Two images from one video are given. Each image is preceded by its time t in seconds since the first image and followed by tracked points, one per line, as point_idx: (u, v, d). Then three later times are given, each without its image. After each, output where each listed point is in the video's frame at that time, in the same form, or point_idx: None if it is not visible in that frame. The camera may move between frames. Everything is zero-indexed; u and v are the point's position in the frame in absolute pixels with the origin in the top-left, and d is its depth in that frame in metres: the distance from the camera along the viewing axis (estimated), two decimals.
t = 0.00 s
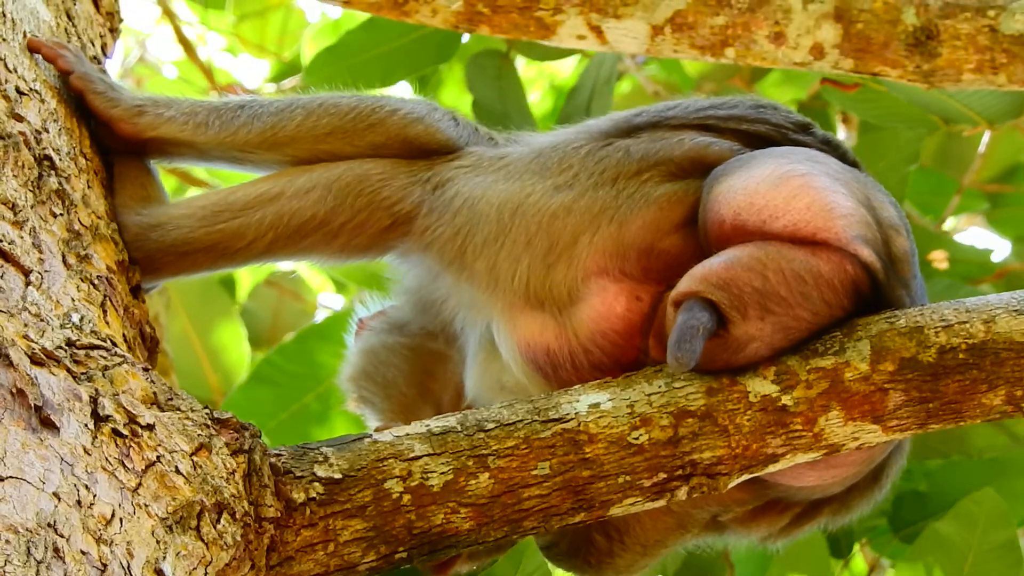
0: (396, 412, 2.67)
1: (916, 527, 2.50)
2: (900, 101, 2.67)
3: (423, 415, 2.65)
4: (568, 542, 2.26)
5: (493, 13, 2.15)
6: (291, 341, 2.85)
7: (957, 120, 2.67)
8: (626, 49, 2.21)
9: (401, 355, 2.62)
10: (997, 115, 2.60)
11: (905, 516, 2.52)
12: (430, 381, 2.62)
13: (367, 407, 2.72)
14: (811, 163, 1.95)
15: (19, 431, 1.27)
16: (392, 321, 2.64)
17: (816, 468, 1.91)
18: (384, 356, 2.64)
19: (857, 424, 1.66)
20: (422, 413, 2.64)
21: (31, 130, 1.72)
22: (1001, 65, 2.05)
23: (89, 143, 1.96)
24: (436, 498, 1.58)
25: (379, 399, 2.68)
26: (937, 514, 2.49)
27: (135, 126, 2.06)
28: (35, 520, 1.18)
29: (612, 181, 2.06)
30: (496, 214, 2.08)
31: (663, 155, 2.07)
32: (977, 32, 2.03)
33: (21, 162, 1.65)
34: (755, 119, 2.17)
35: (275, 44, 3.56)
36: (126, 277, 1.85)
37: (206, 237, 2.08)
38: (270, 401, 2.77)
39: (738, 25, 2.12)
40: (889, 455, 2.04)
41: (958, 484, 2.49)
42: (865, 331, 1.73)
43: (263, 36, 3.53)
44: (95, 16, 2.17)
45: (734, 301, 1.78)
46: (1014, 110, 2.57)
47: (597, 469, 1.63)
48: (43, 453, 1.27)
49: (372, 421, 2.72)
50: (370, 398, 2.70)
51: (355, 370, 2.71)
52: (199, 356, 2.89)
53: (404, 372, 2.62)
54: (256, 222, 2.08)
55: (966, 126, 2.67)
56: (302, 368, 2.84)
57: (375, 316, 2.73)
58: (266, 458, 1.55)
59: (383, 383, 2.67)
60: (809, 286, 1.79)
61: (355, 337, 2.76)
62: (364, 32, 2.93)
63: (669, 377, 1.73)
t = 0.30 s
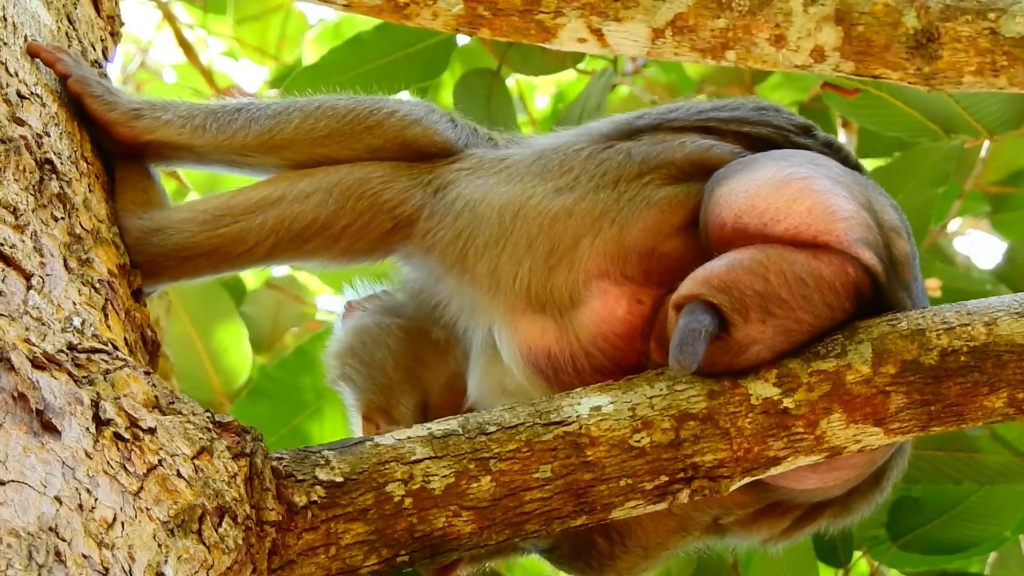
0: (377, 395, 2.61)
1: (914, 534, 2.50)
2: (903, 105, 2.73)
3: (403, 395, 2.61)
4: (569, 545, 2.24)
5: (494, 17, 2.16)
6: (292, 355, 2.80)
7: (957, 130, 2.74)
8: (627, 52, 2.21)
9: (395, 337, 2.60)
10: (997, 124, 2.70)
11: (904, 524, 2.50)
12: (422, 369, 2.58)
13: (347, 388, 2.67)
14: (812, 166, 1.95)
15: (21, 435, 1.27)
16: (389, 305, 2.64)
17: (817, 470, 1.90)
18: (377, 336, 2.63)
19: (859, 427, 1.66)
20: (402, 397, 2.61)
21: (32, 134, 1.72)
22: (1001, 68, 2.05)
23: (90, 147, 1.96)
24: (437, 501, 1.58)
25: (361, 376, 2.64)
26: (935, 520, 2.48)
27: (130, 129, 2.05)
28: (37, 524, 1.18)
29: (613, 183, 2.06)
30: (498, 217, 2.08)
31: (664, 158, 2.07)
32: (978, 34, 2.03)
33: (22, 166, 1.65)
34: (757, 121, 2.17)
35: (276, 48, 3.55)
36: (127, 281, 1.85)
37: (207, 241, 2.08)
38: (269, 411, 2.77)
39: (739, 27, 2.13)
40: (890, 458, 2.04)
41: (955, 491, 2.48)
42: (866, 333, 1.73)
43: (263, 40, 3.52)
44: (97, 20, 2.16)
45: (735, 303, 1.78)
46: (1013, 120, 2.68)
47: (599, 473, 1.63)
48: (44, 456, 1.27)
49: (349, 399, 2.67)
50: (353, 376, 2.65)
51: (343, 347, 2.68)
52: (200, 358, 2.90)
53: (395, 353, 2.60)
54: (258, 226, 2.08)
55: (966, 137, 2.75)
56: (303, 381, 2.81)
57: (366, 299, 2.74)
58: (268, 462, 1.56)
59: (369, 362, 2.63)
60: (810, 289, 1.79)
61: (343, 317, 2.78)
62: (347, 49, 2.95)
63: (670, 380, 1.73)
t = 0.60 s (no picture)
0: (383, 412, 2.65)
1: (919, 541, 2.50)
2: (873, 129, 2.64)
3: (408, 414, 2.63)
4: (570, 549, 2.23)
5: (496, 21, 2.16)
6: (296, 358, 2.81)
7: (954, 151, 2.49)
8: (629, 57, 2.20)
9: (397, 353, 2.60)
10: (995, 146, 2.43)
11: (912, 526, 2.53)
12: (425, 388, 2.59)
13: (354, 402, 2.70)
14: (814, 171, 1.94)
15: (23, 439, 1.27)
16: (392, 319, 2.63)
17: (818, 475, 1.90)
18: (379, 353, 2.63)
19: (860, 432, 1.66)
20: (406, 413, 2.63)
21: (34, 138, 1.72)
22: (1003, 73, 2.04)
23: (91, 151, 1.96)
24: (438, 506, 1.58)
25: (367, 394, 2.66)
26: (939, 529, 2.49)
27: (128, 131, 2.05)
28: (38, 528, 1.18)
29: (614, 188, 2.06)
30: (499, 221, 2.08)
31: (666, 163, 2.07)
32: (981, 39, 2.03)
33: (24, 169, 1.65)
34: (758, 125, 2.18)
35: (276, 56, 3.55)
36: (128, 285, 1.85)
37: (209, 245, 2.08)
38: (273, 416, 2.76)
39: (741, 32, 2.13)
40: (890, 462, 2.04)
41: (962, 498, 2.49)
42: (868, 339, 1.73)
43: (265, 48, 3.52)
44: (99, 23, 2.16)
45: (737, 309, 1.79)
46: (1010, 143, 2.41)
47: (600, 477, 1.63)
48: (46, 460, 1.27)
49: (357, 414, 2.70)
50: (359, 393, 2.68)
51: (346, 363, 2.69)
52: (203, 364, 2.90)
53: (399, 370, 2.60)
54: (259, 230, 2.08)
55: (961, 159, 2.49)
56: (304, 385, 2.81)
57: (366, 313, 2.77)
58: (269, 466, 1.56)
59: (374, 379, 2.64)
60: (812, 295, 1.79)
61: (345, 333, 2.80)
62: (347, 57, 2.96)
63: (672, 386, 1.73)
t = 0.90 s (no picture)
0: (388, 402, 2.61)
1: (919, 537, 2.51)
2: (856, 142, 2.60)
3: (411, 402, 2.60)
4: (575, 551, 2.25)
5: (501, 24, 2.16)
6: (297, 357, 2.79)
7: (928, 161, 2.57)
8: (634, 60, 2.20)
9: (411, 351, 2.60)
10: (963, 150, 2.53)
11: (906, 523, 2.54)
12: (436, 383, 2.60)
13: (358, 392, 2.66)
14: (819, 173, 1.94)
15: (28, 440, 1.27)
16: (402, 316, 2.64)
17: (824, 478, 1.90)
18: (390, 343, 2.62)
19: (865, 435, 1.66)
20: (411, 403, 2.60)
21: (39, 140, 1.73)
22: (1009, 76, 2.04)
23: (97, 154, 1.96)
24: (443, 508, 1.58)
25: (373, 383, 2.63)
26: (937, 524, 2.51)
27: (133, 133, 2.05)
28: (43, 529, 1.18)
29: (619, 191, 2.06)
30: (504, 223, 2.08)
31: (671, 166, 2.07)
32: (987, 42, 2.02)
33: (30, 171, 1.65)
34: (764, 128, 2.17)
35: (280, 59, 3.58)
36: (134, 287, 1.85)
37: (215, 248, 2.09)
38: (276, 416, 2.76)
39: (746, 35, 2.12)
40: (896, 465, 2.04)
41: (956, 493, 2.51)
42: (873, 341, 1.72)
43: (267, 50, 3.55)
44: (104, 26, 2.16)
45: (742, 312, 1.79)
46: (979, 142, 2.51)
47: (605, 480, 1.63)
48: (51, 461, 1.27)
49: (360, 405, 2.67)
50: (365, 383, 2.64)
51: (356, 353, 2.67)
52: (211, 366, 2.92)
53: (407, 361, 2.59)
54: (265, 233, 2.08)
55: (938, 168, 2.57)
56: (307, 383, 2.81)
57: (378, 307, 2.75)
58: (274, 467, 1.56)
59: (380, 370, 2.62)
60: (817, 298, 1.79)
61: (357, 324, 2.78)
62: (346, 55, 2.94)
63: (677, 388, 1.73)
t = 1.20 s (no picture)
0: (387, 400, 2.61)
1: (928, 516, 2.47)
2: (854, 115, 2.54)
3: (412, 401, 2.60)
4: (580, 548, 2.23)
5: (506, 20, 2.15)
6: (308, 347, 2.82)
7: (919, 126, 2.50)
8: (639, 57, 2.20)
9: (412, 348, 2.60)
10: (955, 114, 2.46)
11: (913, 507, 2.48)
12: (433, 380, 2.59)
13: (357, 391, 2.66)
14: (823, 170, 1.94)
15: (32, 437, 1.27)
16: (399, 314, 2.64)
17: (828, 474, 1.90)
18: (388, 344, 2.62)
19: (870, 431, 1.66)
20: (409, 403, 2.60)
21: (43, 136, 1.72)
22: (1014, 73, 2.04)
23: (100, 150, 1.96)
24: (448, 505, 1.58)
25: (371, 382, 2.63)
26: (946, 502, 2.45)
27: (137, 130, 2.05)
28: (48, 526, 1.18)
29: (624, 187, 2.06)
30: (508, 220, 2.08)
31: (676, 162, 2.07)
32: (991, 39, 2.02)
33: (34, 168, 1.65)
34: (768, 125, 2.17)
35: (287, 58, 3.53)
36: (138, 284, 1.85)
37: (218, 244, 2.09)
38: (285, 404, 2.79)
39: (751, 31, 2.12)
40: (900, 462, 2.04)
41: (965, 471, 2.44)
42: (877, 338, 1.72)
43: (275, 49, 3.51)
44: (108, 22, 2.15)
45: (746, 308, 1.78)
46: (970, 108, 2.44)
47: (610, 476, 1.63)
48: (55, 458, 1.27)
49: (357, 402, 2.67)
50: (364, 381, 2.64)
51: (354, 352, 2.67)
52: (210, 361, 2.91)
53: (406, 360, 2.60)
54: (268, 229, 2.08)
55: (929, 133, 2.50)
56: (319, 373, 2.83)
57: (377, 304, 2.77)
58: (279, 465, 1.56)
59: (380, 370, 2.63)
60: (822, 294, 1.79)
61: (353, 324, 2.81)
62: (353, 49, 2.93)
63: (681, 384, 1.73)
